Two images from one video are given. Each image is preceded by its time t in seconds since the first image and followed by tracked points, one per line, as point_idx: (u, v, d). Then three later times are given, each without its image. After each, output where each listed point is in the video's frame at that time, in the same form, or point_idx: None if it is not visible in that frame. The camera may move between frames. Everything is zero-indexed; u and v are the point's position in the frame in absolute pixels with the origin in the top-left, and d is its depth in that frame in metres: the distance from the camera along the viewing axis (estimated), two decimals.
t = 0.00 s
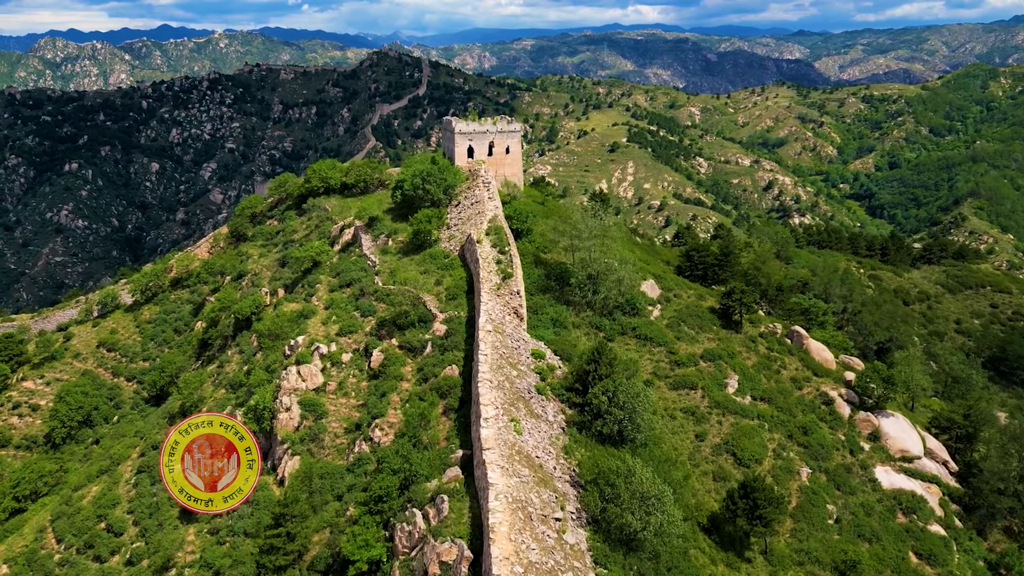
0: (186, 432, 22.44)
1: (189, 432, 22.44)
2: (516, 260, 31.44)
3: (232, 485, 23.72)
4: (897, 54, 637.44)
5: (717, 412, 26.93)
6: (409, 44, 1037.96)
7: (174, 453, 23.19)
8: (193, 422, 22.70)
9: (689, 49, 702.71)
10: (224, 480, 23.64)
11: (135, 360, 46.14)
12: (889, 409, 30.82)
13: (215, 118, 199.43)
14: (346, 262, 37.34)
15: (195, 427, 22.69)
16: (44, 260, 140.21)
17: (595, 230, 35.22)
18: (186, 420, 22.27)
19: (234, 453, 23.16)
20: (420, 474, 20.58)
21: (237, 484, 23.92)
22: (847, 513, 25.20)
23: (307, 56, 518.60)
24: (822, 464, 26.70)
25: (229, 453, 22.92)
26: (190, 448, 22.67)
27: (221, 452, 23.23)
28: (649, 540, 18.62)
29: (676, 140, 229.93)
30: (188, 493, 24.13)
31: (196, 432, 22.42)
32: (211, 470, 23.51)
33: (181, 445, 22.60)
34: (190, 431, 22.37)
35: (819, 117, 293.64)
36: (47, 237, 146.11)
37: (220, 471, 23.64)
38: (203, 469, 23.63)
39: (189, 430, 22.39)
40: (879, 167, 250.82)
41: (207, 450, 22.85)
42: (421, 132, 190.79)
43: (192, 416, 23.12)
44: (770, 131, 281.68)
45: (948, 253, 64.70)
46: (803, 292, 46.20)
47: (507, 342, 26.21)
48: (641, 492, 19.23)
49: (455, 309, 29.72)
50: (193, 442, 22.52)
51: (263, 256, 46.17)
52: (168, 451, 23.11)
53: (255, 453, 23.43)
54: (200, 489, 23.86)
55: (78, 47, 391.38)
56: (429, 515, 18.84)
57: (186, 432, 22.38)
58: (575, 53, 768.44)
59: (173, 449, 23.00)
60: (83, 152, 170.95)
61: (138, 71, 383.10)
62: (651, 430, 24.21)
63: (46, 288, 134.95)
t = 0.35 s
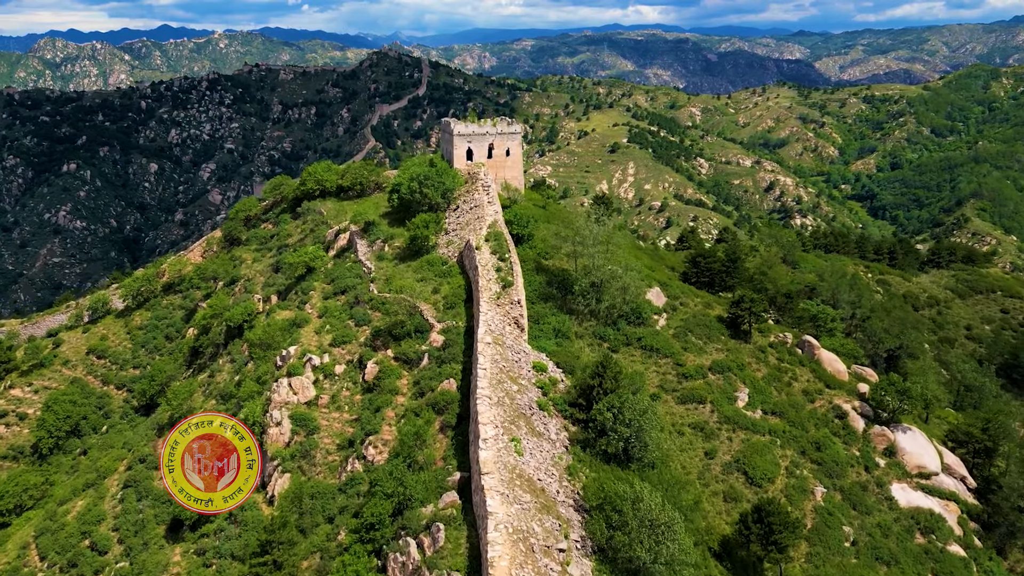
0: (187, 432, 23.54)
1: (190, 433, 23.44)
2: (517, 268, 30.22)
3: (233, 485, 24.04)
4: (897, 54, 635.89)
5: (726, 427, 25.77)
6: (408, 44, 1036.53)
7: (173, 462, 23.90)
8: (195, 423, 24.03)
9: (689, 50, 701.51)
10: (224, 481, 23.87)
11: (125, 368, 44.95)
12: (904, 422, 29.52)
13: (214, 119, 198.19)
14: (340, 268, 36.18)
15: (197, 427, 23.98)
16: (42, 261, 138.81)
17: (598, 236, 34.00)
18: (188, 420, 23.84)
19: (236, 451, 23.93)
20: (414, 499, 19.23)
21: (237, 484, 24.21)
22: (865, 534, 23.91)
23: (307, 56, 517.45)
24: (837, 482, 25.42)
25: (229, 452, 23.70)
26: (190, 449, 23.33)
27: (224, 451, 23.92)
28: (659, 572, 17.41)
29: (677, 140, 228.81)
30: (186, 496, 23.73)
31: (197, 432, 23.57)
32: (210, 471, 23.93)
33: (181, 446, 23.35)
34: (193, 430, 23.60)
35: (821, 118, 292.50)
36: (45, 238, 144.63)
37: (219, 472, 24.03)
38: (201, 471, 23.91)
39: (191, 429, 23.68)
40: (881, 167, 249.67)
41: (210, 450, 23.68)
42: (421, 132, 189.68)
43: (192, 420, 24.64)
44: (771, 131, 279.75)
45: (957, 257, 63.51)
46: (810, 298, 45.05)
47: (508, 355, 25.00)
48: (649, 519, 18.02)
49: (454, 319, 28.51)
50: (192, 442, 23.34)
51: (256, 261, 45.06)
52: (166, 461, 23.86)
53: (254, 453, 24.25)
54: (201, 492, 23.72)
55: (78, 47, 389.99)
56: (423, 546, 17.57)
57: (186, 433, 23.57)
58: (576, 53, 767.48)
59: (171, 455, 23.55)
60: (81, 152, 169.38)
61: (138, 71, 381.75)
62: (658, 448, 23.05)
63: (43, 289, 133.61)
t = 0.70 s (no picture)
0: (188, 432, 25.63)
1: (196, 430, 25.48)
2: (517, 275, 29.03)
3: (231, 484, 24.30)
4: (898, 54, 633.81)
5: (736, 443, 24.58)
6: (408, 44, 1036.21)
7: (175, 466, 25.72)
8: (197, 424, 26.41)
9: (689, 50, 700.14)
10: (223, 479, 24.45)
11: (115, 375, 43.82)
12: (920, 436, 28.25)
13: (213, 119, 196.89)
14: (334, 274, 35.06)
15: (198, 428, 26.12)
16: (40, 262, 137.70)
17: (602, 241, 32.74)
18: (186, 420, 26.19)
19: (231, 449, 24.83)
20: (407, 525, 18.06)
21: (236, 484, 24.40)
22: (883, 557, 22.65)
23: (307, 56, 516.25)
24: (851, 501, 24.22)
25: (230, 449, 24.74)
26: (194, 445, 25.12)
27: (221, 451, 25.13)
28: None
29: (678, 140, 227.55)
30: (186, 497, 24.41)
31: (197, 431, 25.75)
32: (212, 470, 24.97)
33: (182, 446, 25.38)
34: (191, 430, 25.63)
35: (822, 118, 291.12)
36: (43, 238, 143.48)
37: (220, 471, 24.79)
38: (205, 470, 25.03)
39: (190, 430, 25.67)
40: (883, 168, 248.26)
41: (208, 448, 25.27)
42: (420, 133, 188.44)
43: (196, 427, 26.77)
44: (772, 131, 278.04)
45: (966, 260, 62.26)
46: (818, 303, 43.82)
47: (507, 368, 23.82)
48: (657, 549, 16.77)
49: (451, 329, 27.35)
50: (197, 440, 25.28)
51: (249, 266, 43.95)
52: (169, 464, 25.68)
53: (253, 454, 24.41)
54: (201, 492, 24.55)
55: (77, 47, 388.37)
56: None
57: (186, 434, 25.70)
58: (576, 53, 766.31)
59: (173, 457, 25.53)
60: (79, 152, 168.09)
61: (138, 70, 380.30)
62: (666, 467, 21.82)
63: (41, 290, 132.52)
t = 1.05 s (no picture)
0: (188, 432, 25.31)
1: (191, 433, 25.30)
2: (516, 282, 27.91)
3: (231, 482, 23.98)
4: (898, 54, 632.28)
5: (745, 460, 23.46)
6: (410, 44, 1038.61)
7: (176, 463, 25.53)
8: (198, 424, 25.86)
9: (689, 50, 698.73)
10: (223, 478, 24.30)
11: (104, 382, 42.69)
12: (936, 450, 26.94)
13: (211, 118, 195.79)
14: (328, 280, 34.02)
15: (198, 427, 25.69)
16: (37, 262, 136.26)
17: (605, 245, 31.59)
18: (190, 419, 25.62)
19: (231, 447, 24.65)
20: (396, 553, 16.96)
21: (235, 483, 23.94)
22: None
23: (306, 56, 514.94)
24: (865, 520, 22.94)
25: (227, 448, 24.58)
26: (192, 447, 24.95)
27: (220, 450, 24.73)
28: None
29: (678, 140, 226.49)
30: (188, 497, 24.49)
31: (197, 432, 25.29)
32: (211, 470, 24.80)
33: (182, 446, 25.11)
34: (192, 430, 25.23)
35: (823, 118, 289.94)
36: (41, 239, 142.07)
37: (218, 471, 24.62)
38: (204, 470, 24.93)
39: (192, 430, 25.33)
40: (884, 168, 247.12)
41: (206, 449, 24.87)
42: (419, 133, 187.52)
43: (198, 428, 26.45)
44: (772, 132, 276.77)
45: (973, 263, 61.15)
46: (824, 308, 42.90)
47: (505, 381, 22.72)
48: None
49: (447, 339, 26.27)
50: (194, 441, 24.96)
51: (242, 270, 42.88)
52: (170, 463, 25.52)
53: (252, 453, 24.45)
54: (201, 492, 24.60)
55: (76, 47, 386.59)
56: None
57: (187, 433, 25.33)
58: (576, 53, 764.99)
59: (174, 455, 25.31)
60: (77, 152, 166.77)
61: (137, 71, 379.00)
62: (672, 485, 20.66)
63: (39, 291, 131.42)
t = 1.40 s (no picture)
0: (189, 431, 24.04)
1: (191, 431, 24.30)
2: (515, 293, 26.62)
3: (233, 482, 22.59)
4: (898, 54, 631.12)
5: (756, 482, 22.20)
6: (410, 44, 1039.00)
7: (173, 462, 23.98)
8: (199, 422, 24.55)
9: (688, 50, 697.95)
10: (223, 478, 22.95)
11: (90, 392, 41.31)
12: (956, 471, 25.58)
13: (210, 119, 194.56)
14: (320, 289, 32.77)
15: (199, 426, 24.43)
16: (34, 263, 134.55)
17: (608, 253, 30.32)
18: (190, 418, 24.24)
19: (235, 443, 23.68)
20: None
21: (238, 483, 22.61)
22: None
23: (306, 56, 513.65)
24: (885, 546, 21.49)
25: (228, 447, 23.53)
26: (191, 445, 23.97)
27: (221, 451, 23.64)
28: None
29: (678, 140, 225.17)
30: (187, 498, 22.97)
31: (198, 431, 24.07)
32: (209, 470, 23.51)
33: (181, 445, 23.88)
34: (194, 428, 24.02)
35: (823, 118, 288.73)
36: (38, 240, 140.45)
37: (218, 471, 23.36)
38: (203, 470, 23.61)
39: (192, 429, 24.12)
40: (885, 168, 245.91)
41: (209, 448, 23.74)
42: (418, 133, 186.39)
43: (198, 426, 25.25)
44: (773, 132, 275.53)
45: (983, 268, 59.85)
46: (832, 316, 41.62)
47: (504, 399, 21.44)
48: None
49: (443, 355, 24.99)
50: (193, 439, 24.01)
51: (233, 276, 41.61)
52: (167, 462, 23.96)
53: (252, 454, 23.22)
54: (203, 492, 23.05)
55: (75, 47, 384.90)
56: None
57: (187, 432, 24.18)
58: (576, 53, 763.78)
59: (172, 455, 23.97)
60: (75, 152, 165.25)
61: (136, 71, 377.56)
62: (681, 512, 19.33)
63: (35, 292, 129.76)
